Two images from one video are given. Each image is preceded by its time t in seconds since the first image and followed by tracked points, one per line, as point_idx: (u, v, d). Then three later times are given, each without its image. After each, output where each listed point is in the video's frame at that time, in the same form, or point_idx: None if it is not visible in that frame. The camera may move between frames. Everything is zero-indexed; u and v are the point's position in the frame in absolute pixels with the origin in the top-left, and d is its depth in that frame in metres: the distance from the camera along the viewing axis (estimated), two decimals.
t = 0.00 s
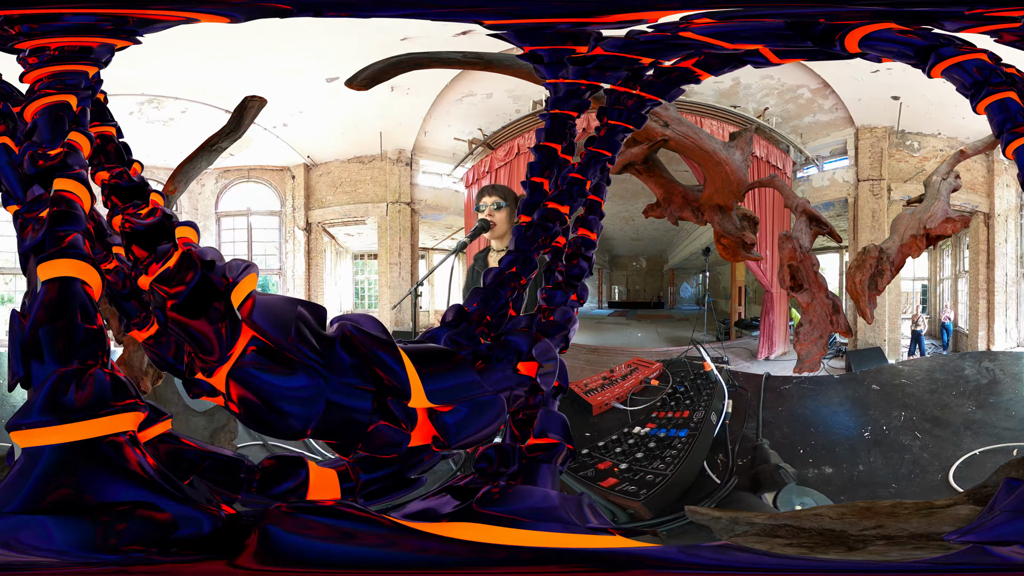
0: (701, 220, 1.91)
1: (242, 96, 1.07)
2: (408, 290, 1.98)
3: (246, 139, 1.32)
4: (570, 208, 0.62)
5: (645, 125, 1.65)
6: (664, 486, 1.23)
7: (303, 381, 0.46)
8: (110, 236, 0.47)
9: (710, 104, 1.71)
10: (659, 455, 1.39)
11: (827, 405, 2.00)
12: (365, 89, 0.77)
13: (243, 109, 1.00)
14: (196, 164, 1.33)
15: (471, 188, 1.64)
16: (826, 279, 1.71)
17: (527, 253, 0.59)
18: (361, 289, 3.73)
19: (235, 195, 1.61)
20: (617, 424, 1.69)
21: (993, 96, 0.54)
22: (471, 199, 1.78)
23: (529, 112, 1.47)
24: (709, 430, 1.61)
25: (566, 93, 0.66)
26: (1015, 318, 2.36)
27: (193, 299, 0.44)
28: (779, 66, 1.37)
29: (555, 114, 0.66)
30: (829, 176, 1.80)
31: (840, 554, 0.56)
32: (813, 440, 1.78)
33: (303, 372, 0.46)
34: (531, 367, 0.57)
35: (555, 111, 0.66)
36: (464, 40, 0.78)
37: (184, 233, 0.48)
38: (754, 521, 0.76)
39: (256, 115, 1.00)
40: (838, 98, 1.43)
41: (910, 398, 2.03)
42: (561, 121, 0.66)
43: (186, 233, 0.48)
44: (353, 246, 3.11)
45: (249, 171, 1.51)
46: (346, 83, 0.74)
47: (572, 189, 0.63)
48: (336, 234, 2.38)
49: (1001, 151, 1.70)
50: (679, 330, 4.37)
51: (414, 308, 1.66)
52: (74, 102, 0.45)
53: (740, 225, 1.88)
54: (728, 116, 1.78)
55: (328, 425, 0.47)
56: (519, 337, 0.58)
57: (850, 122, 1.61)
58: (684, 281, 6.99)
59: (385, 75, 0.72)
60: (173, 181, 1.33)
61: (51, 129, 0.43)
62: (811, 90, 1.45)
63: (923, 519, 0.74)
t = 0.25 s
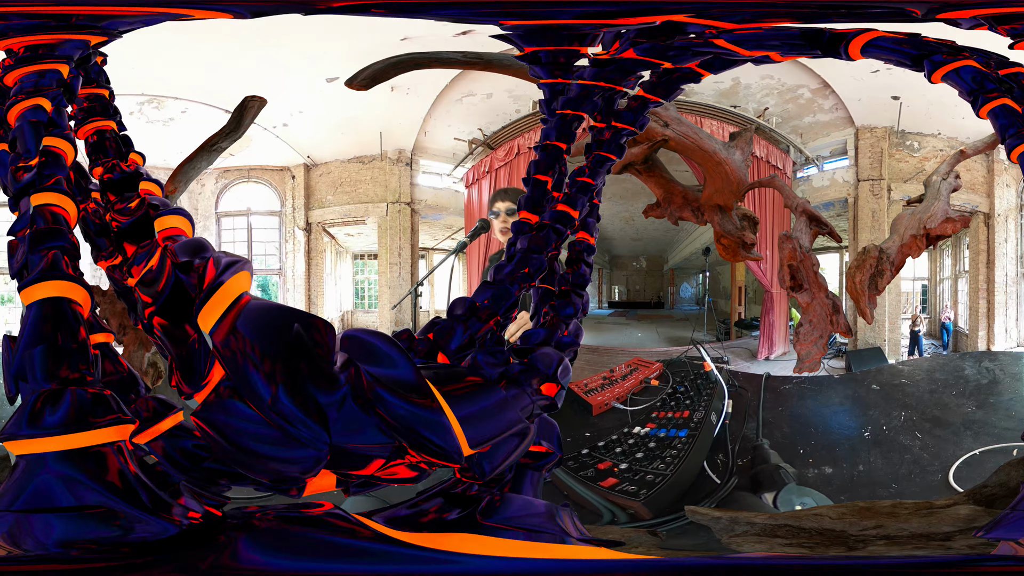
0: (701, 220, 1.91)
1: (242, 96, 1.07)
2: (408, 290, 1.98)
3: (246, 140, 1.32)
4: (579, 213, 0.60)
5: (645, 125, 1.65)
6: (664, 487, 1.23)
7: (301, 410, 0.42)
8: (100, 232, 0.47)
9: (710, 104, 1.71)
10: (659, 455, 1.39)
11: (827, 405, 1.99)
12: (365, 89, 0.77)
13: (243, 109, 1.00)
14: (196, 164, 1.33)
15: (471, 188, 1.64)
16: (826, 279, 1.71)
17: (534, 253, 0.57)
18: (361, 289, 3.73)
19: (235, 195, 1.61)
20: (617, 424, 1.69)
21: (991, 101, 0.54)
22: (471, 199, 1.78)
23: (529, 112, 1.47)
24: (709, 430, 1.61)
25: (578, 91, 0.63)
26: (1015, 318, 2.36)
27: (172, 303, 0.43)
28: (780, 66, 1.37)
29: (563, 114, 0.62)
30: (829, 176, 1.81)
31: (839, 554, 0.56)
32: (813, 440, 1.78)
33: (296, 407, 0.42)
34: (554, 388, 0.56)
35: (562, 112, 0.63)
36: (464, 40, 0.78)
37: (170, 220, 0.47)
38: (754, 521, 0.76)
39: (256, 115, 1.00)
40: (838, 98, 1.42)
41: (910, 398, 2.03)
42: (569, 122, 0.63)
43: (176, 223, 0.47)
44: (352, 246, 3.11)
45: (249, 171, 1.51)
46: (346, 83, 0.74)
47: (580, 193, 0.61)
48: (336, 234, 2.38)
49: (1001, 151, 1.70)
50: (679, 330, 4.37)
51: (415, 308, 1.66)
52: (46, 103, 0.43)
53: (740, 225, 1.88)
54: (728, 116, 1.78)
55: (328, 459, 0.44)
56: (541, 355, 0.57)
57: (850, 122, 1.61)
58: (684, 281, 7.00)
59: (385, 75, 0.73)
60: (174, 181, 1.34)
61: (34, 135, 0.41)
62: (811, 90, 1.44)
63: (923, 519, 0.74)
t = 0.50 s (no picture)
0: (701, 220, 1.91)
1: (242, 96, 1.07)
2: (408, 290, 1.98)
3: (246, 140, 1.32)
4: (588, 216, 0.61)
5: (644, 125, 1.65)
6: (664, 486, 1.24)
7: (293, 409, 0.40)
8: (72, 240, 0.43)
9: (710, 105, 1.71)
10: (659, 455, 1.39)
11: (827, 405, 1.99)
12: (365, 89, 0.77)
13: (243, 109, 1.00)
14: (196, 164, 1.33)
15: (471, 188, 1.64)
16: (826, 279, 1.71)
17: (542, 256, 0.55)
18: (361, 289, 3.74)
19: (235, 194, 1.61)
20: (617, 424, 1.69)
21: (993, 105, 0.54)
22: (471, 199, 1.78)
23: (529, 112, 1.47)
24: (709, 430, 1.61)
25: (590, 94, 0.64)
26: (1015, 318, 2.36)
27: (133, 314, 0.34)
28: (780, 66, 1.37)
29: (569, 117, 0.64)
30: (829, 176, 1.81)
31: (839, 554, 0.56)
32: (814, 440, 1.78)
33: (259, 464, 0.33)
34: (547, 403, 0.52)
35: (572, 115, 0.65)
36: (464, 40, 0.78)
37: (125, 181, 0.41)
38: (754, 521, 0.76)
39: (256, 115, 1.00)
40: (838, 98, 1.42)
41: (910, 398, 2.03)
42: (576, 124, 0.64)
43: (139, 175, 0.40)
44: (353, 246, 3.11)
45: (249, 171, 1.51)
46: (346, 83, 0.74)
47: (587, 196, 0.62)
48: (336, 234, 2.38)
49: (1000, 151, 1.70)
50: (679, 330, 4.37)
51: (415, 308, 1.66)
52: (19, 112, 0.41)
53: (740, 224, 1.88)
54: (728, 116, 1.78)
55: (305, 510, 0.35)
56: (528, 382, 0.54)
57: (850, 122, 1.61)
58: (684, 281, 7.00)
59: (385, 75, 0.73)
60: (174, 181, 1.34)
61: (16, 148, 0.40)
62: (811, 90, 1.44)
63: (923, 520, 0.74)
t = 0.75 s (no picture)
0: (701, 220, 1.92)
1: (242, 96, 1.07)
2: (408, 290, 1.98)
3: (245, 140, 1.32)
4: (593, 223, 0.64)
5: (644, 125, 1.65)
6: (665, 486, 1.24)
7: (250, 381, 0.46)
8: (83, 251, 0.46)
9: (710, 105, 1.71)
10: (659, 455, 1.40)
11: (827, 405, 1.99)
12: (365, 90, 0.77)
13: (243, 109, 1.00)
14: (196, 164, 1.33)
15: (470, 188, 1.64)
16: (826, 279, 1.71)
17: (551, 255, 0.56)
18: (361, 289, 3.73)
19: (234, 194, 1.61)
20: (617, 424, 1.69)
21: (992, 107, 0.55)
22: (471, 199, 1.78)
23: (529, 112, 1.47)
24: (709, 430, 1.61)
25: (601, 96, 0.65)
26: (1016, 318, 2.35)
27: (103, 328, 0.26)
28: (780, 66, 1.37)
29: (582, 117, 0.64)
30: (829, 176, 1.81)
31: (839, 554, 0.56)
32: (814, 440, 1.78)
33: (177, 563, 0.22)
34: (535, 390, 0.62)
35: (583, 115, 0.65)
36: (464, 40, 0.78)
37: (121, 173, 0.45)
38: (754, 520, 0.76)
39: (256, 115, 1.00)
40: (838, 98, 1.42)
41: (910, 398, 2.03)
42: (587, 125, 0.64)
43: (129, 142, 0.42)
44: (353, 246, 3.10)
45: (249, 171, 1.51)
46: (346, 83, 0.74)
47: (593, 202, 0.64)
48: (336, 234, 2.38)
49: (1001, 151, 1.69)
50: (679, 330, 4.37)
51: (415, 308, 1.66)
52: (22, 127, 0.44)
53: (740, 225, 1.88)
54: (728, 116, 1.78)
55: None
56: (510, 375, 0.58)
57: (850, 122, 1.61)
58: (684, 281, 7.00)
59: (385, 75, 0.73)
60: (174, 181, 1.35)
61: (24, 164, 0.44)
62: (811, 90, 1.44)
63: (923, 519, 0.74)
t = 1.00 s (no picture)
0: (701, 220, 1.92)
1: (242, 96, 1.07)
2: (408, 290, 1.98)
3: (245, 140, 1.32)
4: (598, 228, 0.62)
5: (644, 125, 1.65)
6: (665, 486, 1.24)
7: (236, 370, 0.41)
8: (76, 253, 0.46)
9: (711, 105, 1.70)
10: (659, 456, 1.40)
11: (827, 405, 1.99)
12: (365, 89, 0.77)
13: (243, 109, 1.00)
14: (196, 164, 1.33)
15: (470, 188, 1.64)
16: (826, 279, 1.70)
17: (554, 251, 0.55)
18: (361, 289, 3.73)
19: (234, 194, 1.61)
20: (617, 424, 1.69)
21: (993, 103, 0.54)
22: (471, 199, 1.78)
23: (529, 112, 1.47)
24: (709, 430, 1.61)
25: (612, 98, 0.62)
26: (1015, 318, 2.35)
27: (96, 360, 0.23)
28: (780, 66, 1.36)
29: (595, 119, 0.62)
30: (828, 176, 1.81)
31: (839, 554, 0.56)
32: (814, 440, 1.78)
33: None
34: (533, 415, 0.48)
35: (590, 116, 0.63)
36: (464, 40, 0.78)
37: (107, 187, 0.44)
38: (755, 521, 0.76)
39: (256, 115, 0.99)
40: (839, 99, 1.42)
41: (909, 398, 2.03)
42: (595, 127, 0.62)
43: (106, 134, 0.42)
44: (353, 246, 3.11)
45: (249, 171, 1.51)
46: (346, 83, 0.74)
47: (597, 207, 0.62)
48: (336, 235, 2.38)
49: (1000, 151, 1.69)
50: (679, 330, 4.38)
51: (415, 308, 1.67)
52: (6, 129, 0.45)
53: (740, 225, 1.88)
54: (728, 117, 1.78)
55: None
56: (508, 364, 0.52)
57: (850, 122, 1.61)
58: (684, 281, 7.00)
59: (385, 75, 0.73)
60: (174, 181, 1.36)
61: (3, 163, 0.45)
62: (811, 91, 1.43)
63: (924, 519, 0.74)
